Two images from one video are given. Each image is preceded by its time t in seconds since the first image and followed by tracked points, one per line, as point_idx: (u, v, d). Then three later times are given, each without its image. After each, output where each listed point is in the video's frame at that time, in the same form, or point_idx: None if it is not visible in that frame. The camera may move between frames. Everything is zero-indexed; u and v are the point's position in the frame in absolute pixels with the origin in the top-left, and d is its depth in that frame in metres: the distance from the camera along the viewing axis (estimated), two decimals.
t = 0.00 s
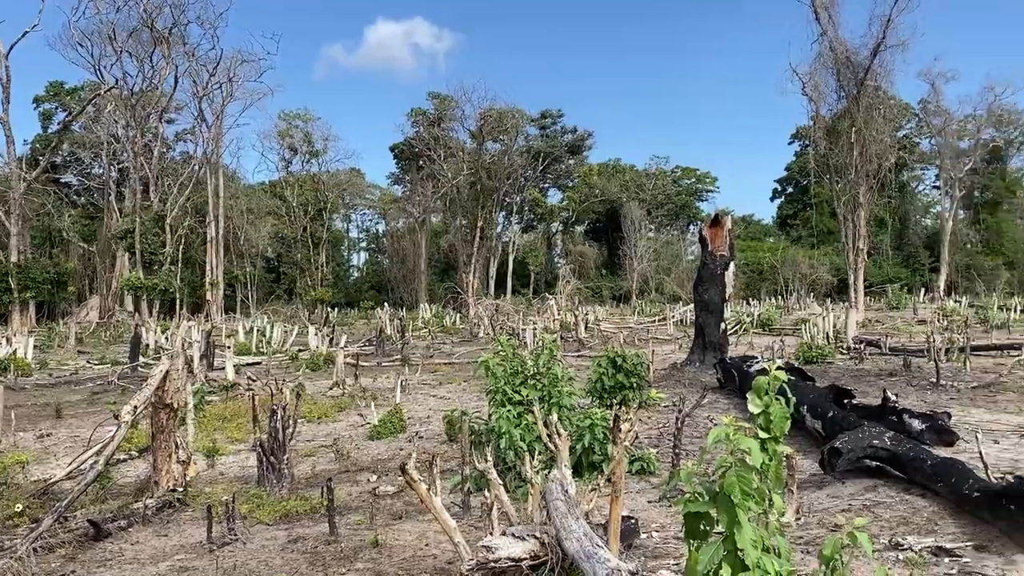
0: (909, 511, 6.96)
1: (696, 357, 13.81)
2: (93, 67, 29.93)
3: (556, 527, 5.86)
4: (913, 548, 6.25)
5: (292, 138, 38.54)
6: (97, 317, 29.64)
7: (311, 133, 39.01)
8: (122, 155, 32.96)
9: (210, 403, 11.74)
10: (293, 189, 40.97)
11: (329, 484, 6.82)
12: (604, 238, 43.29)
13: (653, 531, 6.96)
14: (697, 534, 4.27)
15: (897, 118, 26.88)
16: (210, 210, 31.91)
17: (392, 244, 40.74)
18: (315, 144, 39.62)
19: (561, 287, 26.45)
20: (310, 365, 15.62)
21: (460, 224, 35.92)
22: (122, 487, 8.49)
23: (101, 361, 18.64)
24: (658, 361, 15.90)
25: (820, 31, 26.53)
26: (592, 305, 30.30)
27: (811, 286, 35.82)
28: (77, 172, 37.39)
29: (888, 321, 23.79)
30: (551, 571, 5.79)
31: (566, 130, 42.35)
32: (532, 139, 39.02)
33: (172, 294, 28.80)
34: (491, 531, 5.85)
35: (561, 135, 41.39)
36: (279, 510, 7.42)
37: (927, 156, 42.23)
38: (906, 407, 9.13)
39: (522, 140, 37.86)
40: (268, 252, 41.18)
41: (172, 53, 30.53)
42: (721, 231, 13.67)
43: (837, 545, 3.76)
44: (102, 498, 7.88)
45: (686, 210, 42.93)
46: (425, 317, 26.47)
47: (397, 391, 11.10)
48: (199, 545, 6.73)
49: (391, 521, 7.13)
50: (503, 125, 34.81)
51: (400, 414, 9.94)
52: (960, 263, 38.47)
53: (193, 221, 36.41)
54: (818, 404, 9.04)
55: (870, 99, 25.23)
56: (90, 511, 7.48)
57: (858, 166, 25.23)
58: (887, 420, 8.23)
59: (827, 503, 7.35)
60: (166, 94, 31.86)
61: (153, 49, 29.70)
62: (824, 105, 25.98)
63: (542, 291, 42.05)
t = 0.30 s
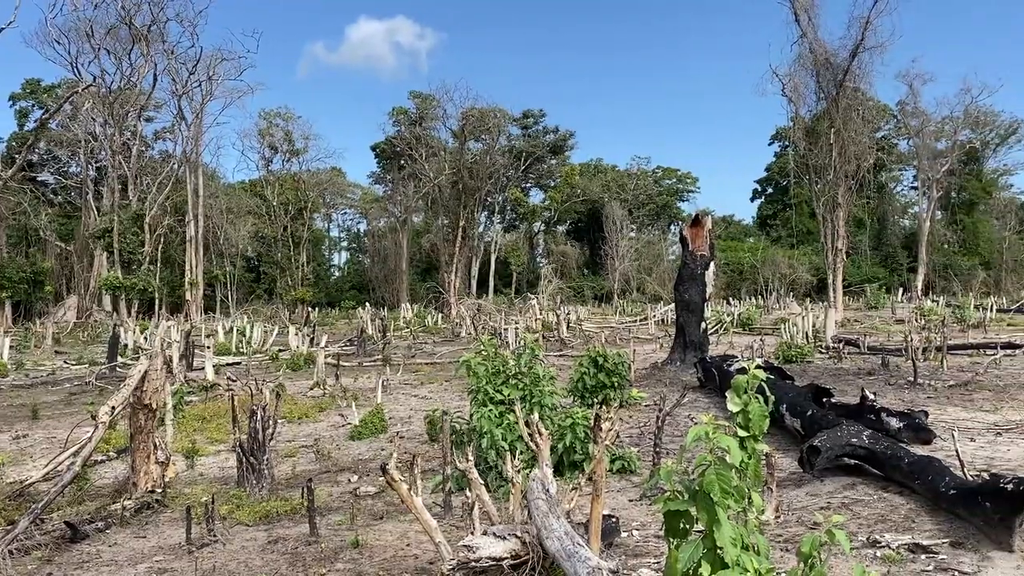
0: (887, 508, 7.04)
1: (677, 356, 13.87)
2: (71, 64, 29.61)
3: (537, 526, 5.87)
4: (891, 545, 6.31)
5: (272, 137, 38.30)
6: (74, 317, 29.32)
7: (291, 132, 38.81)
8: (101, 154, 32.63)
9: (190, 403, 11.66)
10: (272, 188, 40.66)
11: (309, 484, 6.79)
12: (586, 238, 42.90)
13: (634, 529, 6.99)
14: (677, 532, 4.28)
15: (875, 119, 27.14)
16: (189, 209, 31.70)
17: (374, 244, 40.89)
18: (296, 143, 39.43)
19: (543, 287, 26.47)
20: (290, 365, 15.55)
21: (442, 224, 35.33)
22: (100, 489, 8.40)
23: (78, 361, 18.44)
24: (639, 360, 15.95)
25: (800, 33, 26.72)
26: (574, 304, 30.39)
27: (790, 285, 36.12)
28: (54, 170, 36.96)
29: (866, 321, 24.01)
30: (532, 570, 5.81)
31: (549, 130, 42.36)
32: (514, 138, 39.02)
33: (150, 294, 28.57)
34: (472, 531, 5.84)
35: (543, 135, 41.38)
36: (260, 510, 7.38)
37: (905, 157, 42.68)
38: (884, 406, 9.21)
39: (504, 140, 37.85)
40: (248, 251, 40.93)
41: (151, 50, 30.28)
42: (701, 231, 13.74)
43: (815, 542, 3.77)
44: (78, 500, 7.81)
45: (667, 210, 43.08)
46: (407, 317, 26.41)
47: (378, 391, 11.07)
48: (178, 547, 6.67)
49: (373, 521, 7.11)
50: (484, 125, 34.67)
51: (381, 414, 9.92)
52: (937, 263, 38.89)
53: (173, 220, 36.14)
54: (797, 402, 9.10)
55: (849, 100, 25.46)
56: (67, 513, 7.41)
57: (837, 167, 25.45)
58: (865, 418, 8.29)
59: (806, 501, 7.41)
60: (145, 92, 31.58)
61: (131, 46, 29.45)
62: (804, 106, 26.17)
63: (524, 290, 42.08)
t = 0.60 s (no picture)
0: (865, 506, 7.09)
1: (658, 356, 13.90)
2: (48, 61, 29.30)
3: (518, 526, 5.87)
4: (869, 543, 6.37)
5: (253, 136, 38.08)
6: (52, 317, 29.01)
7: (272, 131, 38.61)
8: (79, 153, 32.24)
9: (169, 405, 11.56)
10: (252, 188, 40.15)
11: (290, 485, 6.75)
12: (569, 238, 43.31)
13: (615, 528, 7.01)
14: (658, 531, 4.30)
15: (855, 120, 27.38)
16: (169, 208, 31.46)
17: (355, 243, 40.91)
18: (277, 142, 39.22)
19: (526, 287, 26.48)
20: (270, 365, 15.47)
21: (424, 224, 35.88)
22: (78, 491, 8.32)
23: (55, 361, 18.24)
24: (620, 360, 15.99)
25: (780, 35, 26.88)
26: (557, 305, 30.46)
27: (771, 286, 36.38)
28: (31, 169, 36.51)
29: (846, 321, 24.22)
30: (513, 570, 5.82)
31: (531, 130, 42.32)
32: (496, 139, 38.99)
33: (129, 295, 28.34)
34: (453, 531, 5.83)
35: (526, 135, 41.36)
36: (240, 512, 7.32)
37: (884, 158, 43.10)
38: (863, 405, 9.28)
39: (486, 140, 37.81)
40: (228, 251, 40.68)
41: (130, 49, 30.02)
42: (682, 231, 13.78)
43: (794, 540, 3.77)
44: (56, 503, 7.73)
45: (648, 210, 43.21)
46: (389, 317, 26.34)
47: (359, 392, 11.03)
48: (157, 549, 6.61)
49: (354, 522, 7.08)
50: (466, 125, 34.41)
51: (362, 415, 9.87)
52: (915, 263, 39.29)
53: (153, 220, 35.83)
54: (777, 402, 9.14)
55: (828, 102, 25.65)
56: (44, 515, 7.34)
57: (817, 167, 25.68)
58: (844, 417, 8.34)
59: (786, 499, 7.45)
60: (124, 91, 31.30)
61: (110, 44, 29.18)
62: (784, 107, 26.34)
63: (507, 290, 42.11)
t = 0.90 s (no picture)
0: (845, 505, 7.15)
1: (641, 356, 13.93)
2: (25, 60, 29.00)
3: (500, 526, 5.88)
4: (849, 541, 6.43)
5: (233, 136, 37.82)
6: (29, 318, 28.69)
7: (253, 131, 38.40)
8: (57, 152, 31.85)
9: (149, 406, 11.46)
10: (233, 188, 39.85)
11: (270, 487, 6.71)
12: (551, 239, 43.24)
13: (598, 528, 7.02)
14: (639, 530, 4.32)
15: (835, 121, 27.59)
16: (149, 209, 31.19)
17: (337, 243, 40.85)
18: (258, 142, 38.99)
19: (509, 287, 26.52)
20: (251, 366, 15.38)
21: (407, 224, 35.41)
22: (56, 494, 8.23)
23: (33, 363, 18.04)
24: (603, 361, 16.02)
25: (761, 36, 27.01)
26: (540, 305, 30.50)
27: (752, 286, 36.61)
28: (9, 169, 36.07)
29: (826, 320, 24.39)
30: (495, 570, 5.83)
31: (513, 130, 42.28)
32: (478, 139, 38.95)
33: (108, 296, 28.10)
34: (436, 532, 5.83)
35: (508, 135, 41.33)
36: (220, 514, 7.28)
37: (864, 159, 43.44)
38: (843, 404, 9.36)
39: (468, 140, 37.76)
40: (209, 251, 40.40)
41: (109, 48, 29.75)
42: (665, 231, 13.82)
43: (774, 539, 3.78)
44: (33, 506, 7.65)
45: (631, 211, 43.32)
46: (371, 318, 26.29)
47: (341, 393, 10.99)
48: (137, 552, 6.55)
49: (336, 523, 7.06)
50: (449, 125, 34.25)
51: (344, 416, 9.83)
52: (894, 264, 39.64)
53: (133, 220, 35.49)
54: (758, 401, 9.20)
55: (809, 103, 25.84)
56: (21, 519, 7.26)
57: (797, 169, 25.90)
58: (825, 416, 8.38)
59: (766, 499, 7.50)
60: (103, 90, 31.00)
61: (88, 43, 28.92)
62: (764, 109, 26.50)
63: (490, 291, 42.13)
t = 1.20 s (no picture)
0: (826, 504, 7.19)
1: (624, 357, 13.96)
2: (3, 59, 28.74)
3: (483, 528, 5.88)
4: (830, 539, 6.47)
5: (215, 136, 37.60)
6: (7, 321, 28.42)
7: (235, 131, 38.19)
8: (36, 153, 31.51)
9: (130, 409, 11.38)
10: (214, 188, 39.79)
11: (252, 489, 6.68)
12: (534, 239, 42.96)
13: (581, 528, 7.03)
14: (621, 530, 4.34)
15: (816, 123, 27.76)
16: (129, 209, 30.95)
17: (319, 244, 40.60)
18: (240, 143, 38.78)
19: (492, 288, 26.53)
20: (233, 368, 15.29)
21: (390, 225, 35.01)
22: (34, 498, 8.16)
23: (12, 366, 17.86)
24: (587, 361, 16.05)
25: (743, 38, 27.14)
26: (524, 306, 30.53)
27: (734, 286, 36.85)
28: None
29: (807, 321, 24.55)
30: (478, 571, 5.83)
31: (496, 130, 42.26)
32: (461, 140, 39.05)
33: (87, 297, 27.90)
34: (418, 534, 5.81)
35: (492, 136, 41.30)
36: (202, 516, 7.23)
37: (844, 160, 43.77)
38: (824, 404, 9.42)
39: (452, 140, 37.72)
40: (190, 253, 40.12)
41: (89, 47, 29.50)
42: (647, 232, 13.84)
43: (755, 538, 3.79)
44: (12, 510, 7.57)
45: (614, 211, 43.41)
46: (354, 319, 26.22)
47: (324, 394, 10.94)
48: (116, 556, 6.49)
49: (318, 526, 7.03)
50: (432, 125, 34.13)
51: (327, 418, 9.79)
52: (875, 264, 39.95)
53: (113, 221, 35.19)
54: (739, 400, 9.24)
55: (790, 105, 26.00)
56: None
57: (778, 170, 26.07)
58: (806, 416, 8.43)
59: (748, 498, 7.53)
60: (82, 90, 30.73)
61: (68, 43, 28.68)
62: (746, 110, 26.63)
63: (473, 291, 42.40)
